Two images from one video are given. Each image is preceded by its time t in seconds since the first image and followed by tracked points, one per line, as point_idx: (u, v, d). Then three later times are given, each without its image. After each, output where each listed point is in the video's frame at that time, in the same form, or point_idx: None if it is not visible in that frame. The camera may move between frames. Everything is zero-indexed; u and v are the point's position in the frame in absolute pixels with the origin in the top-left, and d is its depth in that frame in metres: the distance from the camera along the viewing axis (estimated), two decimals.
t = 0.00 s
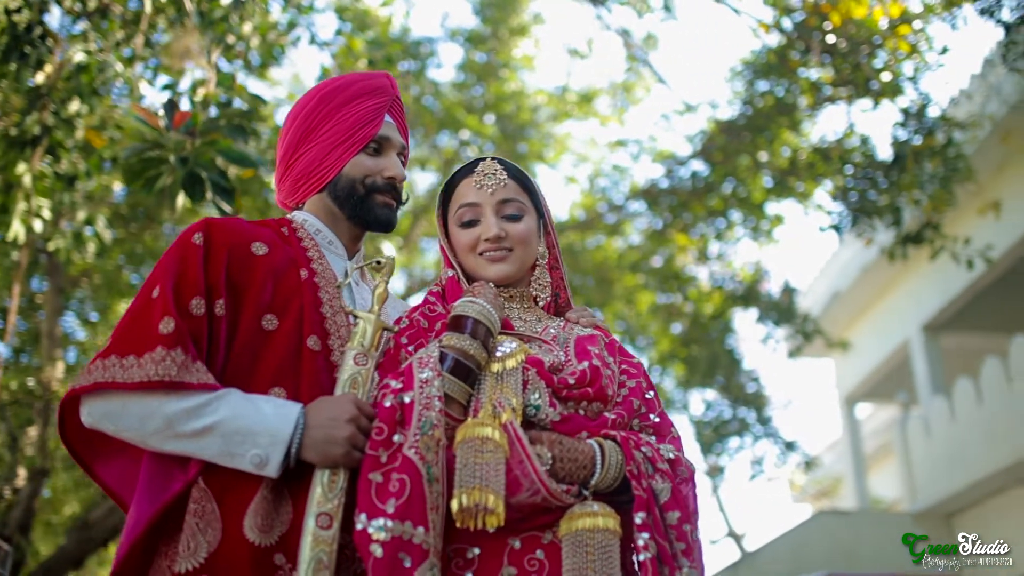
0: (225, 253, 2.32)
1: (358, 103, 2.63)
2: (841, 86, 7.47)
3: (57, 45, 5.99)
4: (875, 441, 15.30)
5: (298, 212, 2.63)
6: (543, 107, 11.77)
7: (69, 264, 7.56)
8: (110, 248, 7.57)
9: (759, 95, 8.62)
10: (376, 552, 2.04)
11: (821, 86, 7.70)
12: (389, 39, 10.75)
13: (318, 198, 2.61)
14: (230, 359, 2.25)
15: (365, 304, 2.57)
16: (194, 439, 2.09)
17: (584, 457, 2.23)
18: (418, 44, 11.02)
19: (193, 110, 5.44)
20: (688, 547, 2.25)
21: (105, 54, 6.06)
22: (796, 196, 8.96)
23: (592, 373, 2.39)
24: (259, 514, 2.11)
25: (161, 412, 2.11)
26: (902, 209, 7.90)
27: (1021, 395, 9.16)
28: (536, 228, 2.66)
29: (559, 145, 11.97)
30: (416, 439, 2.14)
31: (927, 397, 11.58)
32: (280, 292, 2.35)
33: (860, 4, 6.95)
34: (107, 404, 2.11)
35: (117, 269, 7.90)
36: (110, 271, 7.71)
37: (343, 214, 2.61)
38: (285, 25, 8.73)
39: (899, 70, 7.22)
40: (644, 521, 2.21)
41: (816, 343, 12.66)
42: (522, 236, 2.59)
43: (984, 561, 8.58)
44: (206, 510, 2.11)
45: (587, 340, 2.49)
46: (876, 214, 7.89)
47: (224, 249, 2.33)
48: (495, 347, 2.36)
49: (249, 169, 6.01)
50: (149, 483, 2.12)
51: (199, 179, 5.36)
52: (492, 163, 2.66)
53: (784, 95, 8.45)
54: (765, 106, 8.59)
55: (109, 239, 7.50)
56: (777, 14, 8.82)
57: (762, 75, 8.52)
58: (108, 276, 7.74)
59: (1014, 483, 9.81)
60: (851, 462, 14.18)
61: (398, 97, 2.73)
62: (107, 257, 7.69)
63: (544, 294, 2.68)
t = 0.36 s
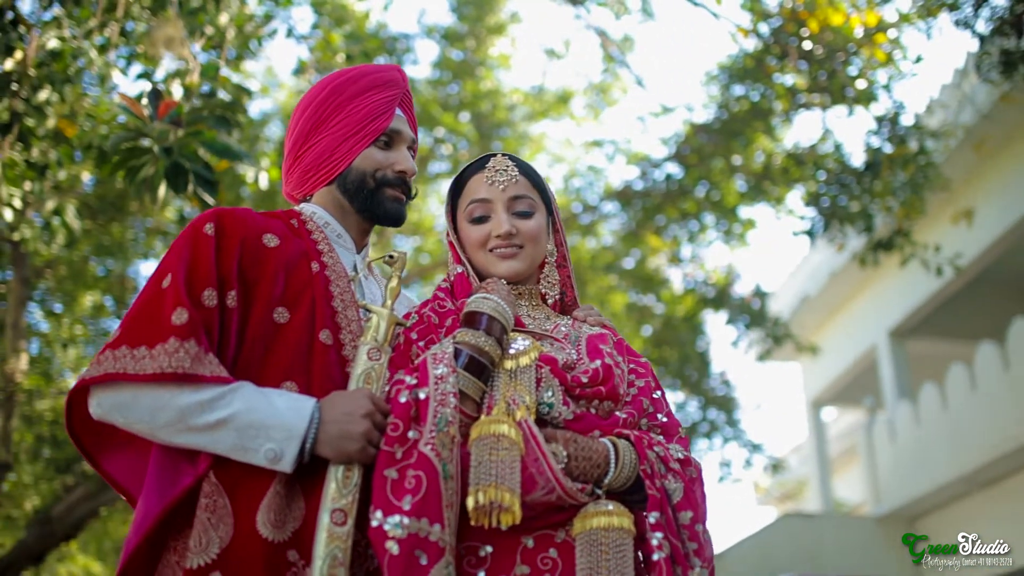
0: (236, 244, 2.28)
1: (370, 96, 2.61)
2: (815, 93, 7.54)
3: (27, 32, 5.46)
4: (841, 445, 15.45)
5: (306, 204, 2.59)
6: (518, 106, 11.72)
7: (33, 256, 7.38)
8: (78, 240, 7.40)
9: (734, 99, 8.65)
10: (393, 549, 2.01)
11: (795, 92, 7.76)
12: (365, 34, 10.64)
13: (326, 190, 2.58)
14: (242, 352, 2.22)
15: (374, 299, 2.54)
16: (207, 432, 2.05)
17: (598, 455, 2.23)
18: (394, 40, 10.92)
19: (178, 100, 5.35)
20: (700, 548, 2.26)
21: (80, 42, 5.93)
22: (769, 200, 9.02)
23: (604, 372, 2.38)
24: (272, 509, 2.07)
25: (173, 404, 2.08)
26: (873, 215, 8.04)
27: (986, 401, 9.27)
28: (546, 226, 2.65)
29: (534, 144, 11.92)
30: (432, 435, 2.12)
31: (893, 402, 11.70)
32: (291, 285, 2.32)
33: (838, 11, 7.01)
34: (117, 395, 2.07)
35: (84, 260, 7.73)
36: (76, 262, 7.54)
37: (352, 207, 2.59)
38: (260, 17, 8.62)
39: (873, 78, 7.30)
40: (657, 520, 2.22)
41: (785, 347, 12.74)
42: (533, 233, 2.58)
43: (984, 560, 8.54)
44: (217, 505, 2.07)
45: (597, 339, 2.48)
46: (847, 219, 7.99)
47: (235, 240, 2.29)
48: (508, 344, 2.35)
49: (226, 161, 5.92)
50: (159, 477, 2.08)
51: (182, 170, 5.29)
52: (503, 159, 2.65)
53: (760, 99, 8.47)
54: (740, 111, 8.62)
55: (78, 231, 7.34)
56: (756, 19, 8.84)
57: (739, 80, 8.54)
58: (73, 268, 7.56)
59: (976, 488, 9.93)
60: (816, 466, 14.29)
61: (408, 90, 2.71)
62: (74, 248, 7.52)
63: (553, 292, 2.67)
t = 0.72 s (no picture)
0: (247, 237, 2.25)
1: (380, 89, 2.58)
2: (789, 98, 7.57)
3: None
4: (805, 446, 15.59)
5: (314, 197, 2.56)
6: (492, 105, 11.66)
7: None
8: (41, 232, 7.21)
9: (708, 102, 8.67)
10: (409, 548, 1.98)
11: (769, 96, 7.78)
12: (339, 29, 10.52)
13: (334, 183, 2.55)
14: (253, 346, 2.18)
15: (382, 295, 2.51)
16: (220, 427, 2.02)
17: (612, 455, 2.22)
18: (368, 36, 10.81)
19: (163, 92, 5.26)
20: (713, 548, 2.26)
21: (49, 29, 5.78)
22: (740, 203, 9.05)
23: (618, 371, 2.37)
24: (285, 508, 2.04)
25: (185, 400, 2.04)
26: (844, 220, 8.13)
27: (951, 406, 9.37)
28: (555, 224, 2.63)
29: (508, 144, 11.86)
30: (448, 434, 2.10)
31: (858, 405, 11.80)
32: (302, 279, 2.29)
33: (813, 17, 7.10)
34: (128, 389, 2.02)
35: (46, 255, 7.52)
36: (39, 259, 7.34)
37: (361, 203, 2.55)
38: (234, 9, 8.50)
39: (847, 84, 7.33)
40: (671, 521, 2.22)
41: (754, 350, 12.82)
42: (543, 231, 2.56)
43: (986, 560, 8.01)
44: (229, 502, 2.03)
45: (609, 338, 2.47)
46: (818, 223, 8.06)
47: (246, 233, 2.25)
48: (520, 343, 2.33)
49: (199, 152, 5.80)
50: (168, 475, 2.04)
51: (165, 163, 5.22)
52: (514, 157, 2.63)
53: (734, 103, 8.49)
54: (715, 114, 8.63)
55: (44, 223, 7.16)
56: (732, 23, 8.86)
57: (713, 83, 8.55)
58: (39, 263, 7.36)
59: (939, 492, 10.04)
60: (782, 467, 14.40)
61: (417, 85, 2.68)
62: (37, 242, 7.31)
63: (561, 291, 2.66)
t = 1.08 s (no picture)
0: (260, 232, 2.21)
1: (392, 84, 2.56)
2: (765, 102, 7.57)
3: None
4: (772, 449, 15.71)
5: (323, 192, 2.53)
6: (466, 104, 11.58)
7: None
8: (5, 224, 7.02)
9: (684, 105, 8.65)
10: (427, 549, 1.96)
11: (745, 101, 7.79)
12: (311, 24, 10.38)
13: (344, 178, 2.52)
14: (266, 342, 2.14)
15: (391, 292, 2.48)
16: (235, 424, 1.98)
17: (627, 457, 2.21)
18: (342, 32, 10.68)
19: (145, 82, 5.13)
20: (726, 551, 2.28)
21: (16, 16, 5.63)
22: (714, 205, 9.03)
23: (630, 373, 2.37)
24: (300, 508, 2.00)
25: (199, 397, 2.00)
26: (816, 225, 8.18)
27: (917, 411, 9.45)
28: (565, 223, 2.62)
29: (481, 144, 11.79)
30: (465, 433, 2.07)
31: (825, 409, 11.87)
32: (315, 275, 2.25)
33: (791, 23, 7.13)
34: (141, 385, 1.98)
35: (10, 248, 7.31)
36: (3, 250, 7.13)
37: (371, 199, 2.52)
38: (208, 1, 8.37)
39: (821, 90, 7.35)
40: (686, 523, 2.24)
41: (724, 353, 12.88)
42: (554, 230, 2.54)
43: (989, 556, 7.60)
44: (243, 501, 1.99)
45: (621, 340, 2.46)
46: (790, 227, 8.11)
47: (259, 228, 2.22)
48: (534, 342, 2.31)
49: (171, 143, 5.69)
50: (181, 473, 2.00)
51: (148, 154, 5.17)
52: (525, 155, 2.62)
53: (709, 107, 8.49)
54: (690, 118, 8.62)
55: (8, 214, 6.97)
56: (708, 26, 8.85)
57: (689, 86, 8.54)
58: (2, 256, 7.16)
59: (905, 495, 10.12)
60: (748, 470, 14.48)
61: (427, 81, 2.66)
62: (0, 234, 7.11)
63: (570, 292, 2.65)
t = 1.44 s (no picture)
0: (276, 227, 2.17)
1: (406, 79, 2.53)
2: (742, 107, 7.55)
3: None
4: (740, 452, 15.81)
5: (335, 188, 2.49)
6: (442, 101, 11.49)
7: None
8: None
9: (660, 108, 8.55)
10: (449, 551, 1.92)
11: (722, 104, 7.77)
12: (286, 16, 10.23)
13: (356, 174, 2.48)
14: (284, 338, 2.10)
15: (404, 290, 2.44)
16: (254, 422, 1.94)
17: (645, 460, 2.20)
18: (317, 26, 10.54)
19: (131, 72, 5.05)
20: (742, 555, 2.31)
21: None
22: (689, 207, 9.01)
23: (646, 376, 2.36)
24: (319, 509, 1.96)
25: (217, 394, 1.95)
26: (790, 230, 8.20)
27: (886, 415, 9.51)
28: (578, 224, 2.61)
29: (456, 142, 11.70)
30: (486, 434, 2.04)
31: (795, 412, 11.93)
32: (331, 271, 2.22)
33: (770, 29, 7.15)
34: (158, 381, 1.94)
35: None
36: None
37: (384, 195, 2.49)
38: None
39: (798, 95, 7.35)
40: (704, 527, 2.26)
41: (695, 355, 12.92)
42: (568, 230, 2.53)
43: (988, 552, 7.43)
44: (261, 501, 1.95)
45: (636, 342, 2.46)
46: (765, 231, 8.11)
47: (275, 223, 2.18)
48: (552, 343, 2.30)
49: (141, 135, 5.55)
50: (198, 471, 1.96)
51: (131, 146, 5.08)
52: (540, 155, 2.61)
53: (685, 110, 8.45)
54: (667, 120, 8.57)
55: None
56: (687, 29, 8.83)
57: (667, 89, 8.51)
58: None
59: (873, 498, 10.19)
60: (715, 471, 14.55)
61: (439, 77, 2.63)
62: None
63: (581, 293, 2.64)
